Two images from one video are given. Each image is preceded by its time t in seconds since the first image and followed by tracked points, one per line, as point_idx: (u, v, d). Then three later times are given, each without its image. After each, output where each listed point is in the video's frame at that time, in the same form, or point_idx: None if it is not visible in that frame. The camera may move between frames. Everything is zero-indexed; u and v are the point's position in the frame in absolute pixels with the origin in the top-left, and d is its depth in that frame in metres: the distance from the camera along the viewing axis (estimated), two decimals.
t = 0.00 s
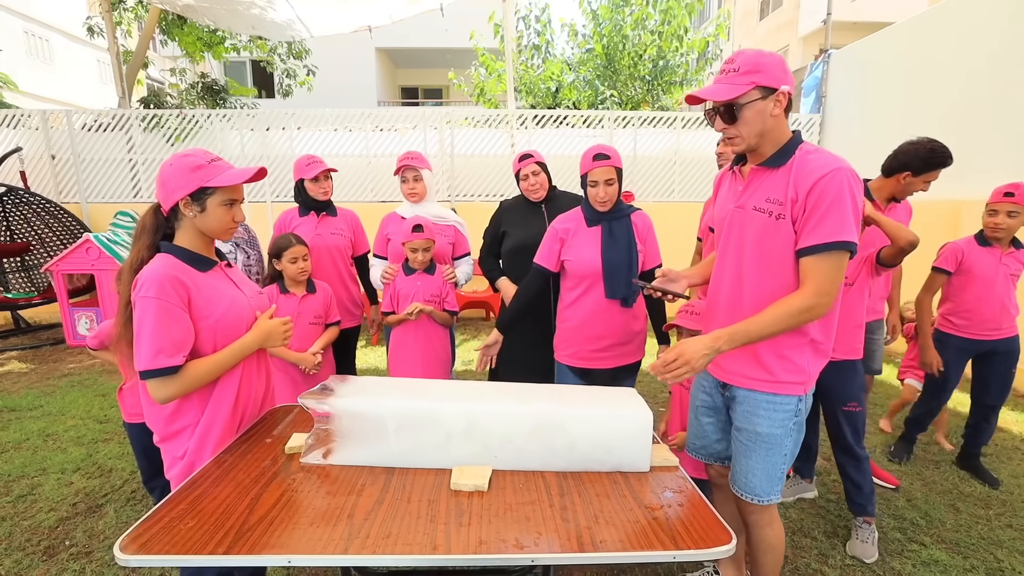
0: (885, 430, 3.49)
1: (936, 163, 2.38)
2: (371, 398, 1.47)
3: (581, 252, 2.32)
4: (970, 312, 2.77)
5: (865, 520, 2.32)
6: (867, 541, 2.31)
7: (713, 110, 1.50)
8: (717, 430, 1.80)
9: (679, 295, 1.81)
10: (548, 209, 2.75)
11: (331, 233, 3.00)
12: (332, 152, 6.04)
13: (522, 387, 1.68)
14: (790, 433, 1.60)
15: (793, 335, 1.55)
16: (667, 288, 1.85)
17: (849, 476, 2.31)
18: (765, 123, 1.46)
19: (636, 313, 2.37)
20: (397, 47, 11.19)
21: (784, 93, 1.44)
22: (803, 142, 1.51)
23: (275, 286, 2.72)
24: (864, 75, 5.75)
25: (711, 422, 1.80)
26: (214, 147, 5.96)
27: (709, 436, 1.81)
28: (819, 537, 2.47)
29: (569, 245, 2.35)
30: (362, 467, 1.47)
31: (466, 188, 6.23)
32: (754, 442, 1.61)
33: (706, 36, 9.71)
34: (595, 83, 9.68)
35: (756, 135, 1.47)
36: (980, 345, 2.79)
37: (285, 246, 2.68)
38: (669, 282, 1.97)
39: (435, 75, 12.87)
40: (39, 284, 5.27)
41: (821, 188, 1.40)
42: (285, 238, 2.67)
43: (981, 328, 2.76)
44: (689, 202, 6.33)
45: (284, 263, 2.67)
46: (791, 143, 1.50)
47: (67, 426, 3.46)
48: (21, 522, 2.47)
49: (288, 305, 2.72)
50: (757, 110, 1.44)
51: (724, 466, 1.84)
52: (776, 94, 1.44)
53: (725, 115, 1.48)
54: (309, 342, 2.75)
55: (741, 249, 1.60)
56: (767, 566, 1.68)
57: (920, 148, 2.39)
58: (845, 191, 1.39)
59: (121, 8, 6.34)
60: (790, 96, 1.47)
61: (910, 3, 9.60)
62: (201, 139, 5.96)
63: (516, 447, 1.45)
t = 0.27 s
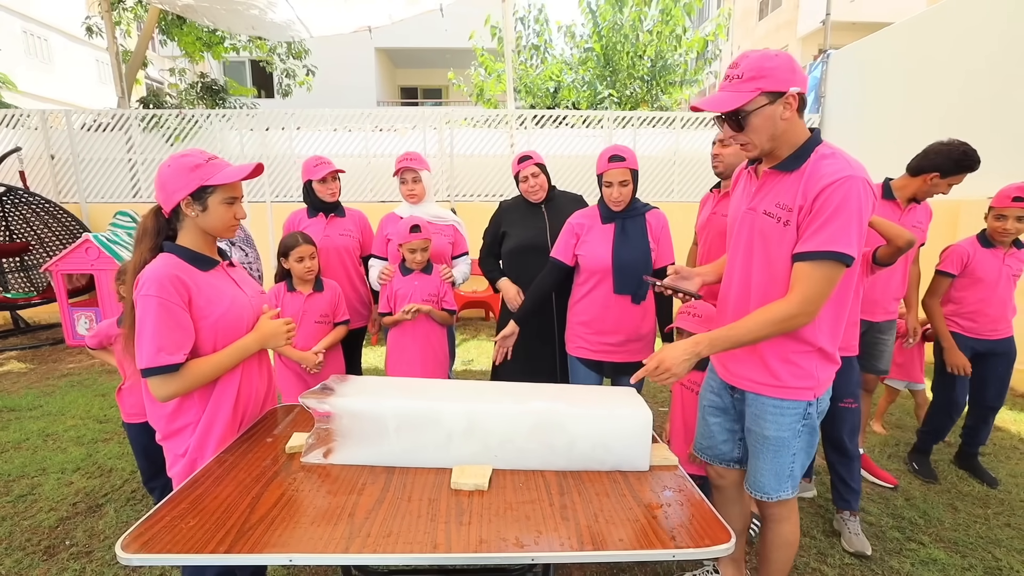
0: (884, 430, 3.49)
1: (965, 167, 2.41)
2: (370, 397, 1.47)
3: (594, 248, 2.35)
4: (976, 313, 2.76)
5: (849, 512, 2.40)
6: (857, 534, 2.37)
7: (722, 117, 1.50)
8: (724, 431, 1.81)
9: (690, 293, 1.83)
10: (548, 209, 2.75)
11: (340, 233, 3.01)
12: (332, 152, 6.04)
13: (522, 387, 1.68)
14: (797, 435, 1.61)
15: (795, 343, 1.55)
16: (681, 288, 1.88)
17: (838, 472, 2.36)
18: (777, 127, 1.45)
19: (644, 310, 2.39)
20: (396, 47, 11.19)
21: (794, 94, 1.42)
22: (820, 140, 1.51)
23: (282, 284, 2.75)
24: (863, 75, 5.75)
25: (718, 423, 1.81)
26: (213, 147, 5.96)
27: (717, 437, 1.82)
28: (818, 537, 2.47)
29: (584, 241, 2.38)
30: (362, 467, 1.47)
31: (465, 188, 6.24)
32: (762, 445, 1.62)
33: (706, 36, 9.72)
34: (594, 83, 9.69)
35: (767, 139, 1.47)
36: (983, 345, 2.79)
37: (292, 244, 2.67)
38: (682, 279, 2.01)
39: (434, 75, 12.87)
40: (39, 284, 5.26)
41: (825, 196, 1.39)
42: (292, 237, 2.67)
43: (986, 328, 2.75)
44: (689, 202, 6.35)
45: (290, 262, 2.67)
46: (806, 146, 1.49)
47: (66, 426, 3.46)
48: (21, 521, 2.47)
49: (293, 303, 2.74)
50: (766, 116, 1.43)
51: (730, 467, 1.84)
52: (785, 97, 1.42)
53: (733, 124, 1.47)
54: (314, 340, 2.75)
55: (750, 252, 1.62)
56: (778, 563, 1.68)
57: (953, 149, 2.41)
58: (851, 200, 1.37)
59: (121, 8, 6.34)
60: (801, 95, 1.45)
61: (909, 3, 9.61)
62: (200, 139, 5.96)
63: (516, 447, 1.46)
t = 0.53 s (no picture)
0: (885, 430, 3.49)
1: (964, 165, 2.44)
2: (369, 397, 1.47)
3: (592, 249, 2.35)
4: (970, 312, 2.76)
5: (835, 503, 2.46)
6: (840, 522, 2.45)
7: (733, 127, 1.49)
8: (728, 435, 1.80)
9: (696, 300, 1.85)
10: (548, 210, 2.74)
11: (340, 233, 3.00)
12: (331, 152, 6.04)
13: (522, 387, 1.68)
14: (808, 441, 1.60)
15: (806, 347, 1.54)
16: (684, 296, 1.90)
17: (833, 471, 2.41)
18: (789, 130, 1.44)
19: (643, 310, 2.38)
20: (396, 47, 11.18)
21: (804, 96, 1.41)
22: (838, 138, 1.50)
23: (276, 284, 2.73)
24: (863, 75, 5.75)
25: (722, 426, 1.81)
26: (212, 147, 5.95)
27: (721, 440, 1.81)
28: (818, 536, 2.47)
29: (581, 243, 2.38)
30: (361, 467, 1.46)
31: (465, 188, 6.23)
32: (772, 450, 1.62)
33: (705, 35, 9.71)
34: (593, 83, 9.69)
35: (781, 143, 1.45)
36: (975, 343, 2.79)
37: (286, 245, 2.66)
38: (693, 286, 2.02)
39: (434, 74, 12.86)
40: (39, 284, 5.26)
41: (843, 196, 1.38)
42: (286, 237, 2.66)
43: (979, 327, 2.76)
44: (688, 202, 6.35)
45: (285, 262, 2.66)
46: (823, 146, 1.47)
47: (65, 426, 3.45)
48: (20, 522, 2.46)
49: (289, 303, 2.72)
50: (777, 121, 1.42)
51: (731, 472, 1.83)
52: (795, 99, 1.41)
53: (744, 132, 1.46)
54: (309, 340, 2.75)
55: (763, 253, 1.62)
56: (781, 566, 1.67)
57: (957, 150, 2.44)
58: (869, 201, 1.36)
59: (120, 8, 6.33)
60: (811, 96, 1.45)
61: (908, 3, 9.61)
62: (199, 139, 5.95)
63: (516, 447, 1.45)
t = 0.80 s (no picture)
0: (885, 430, 3.48)
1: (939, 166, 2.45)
2: (368, 397, 1.47)
3: (599, 248, 2.35)
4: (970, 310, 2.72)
5: (835, 504, 2.46)
6: (840, 522, 2.45)
7: (740, 121, 1.49)
8: (728, 438, 1.80)
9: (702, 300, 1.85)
10: (546, 210, 2.73)
11: (332, 234, 3.00)
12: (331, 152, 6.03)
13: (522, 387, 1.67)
14: (811, 445, 1.60)
15: (809, 350, 1.53)
16: (690, 296, 1.89)
17: (831, 469, 2.43)
18: (796, 129, 1.44)
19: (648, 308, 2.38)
20: (395, 47, 11.18)
21: (813, 95, 1.40)
22: (848, 140, 1.49)
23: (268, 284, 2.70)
24: (862, 75, 5.74)
25: (724, 428, 1.80)
26: (211, 146, 5.94)
27: (722, 443, 1.80)
28: (818, 536, 2.47)
29: (587, 242, 2.37)
30: (359, 467, 1.46)
31: (465, 187, 6.22)
32: (774, 453, 1.62)
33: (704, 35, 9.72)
34: (592, 83, 9.69)
35: (787, 141, 1.45)
36: (977, 343, 2.75)
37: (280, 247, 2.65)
38: (698, 287, 2.02)
39: (434, 74, 12.86)
40: (37, 284, 5.25)
41: (848, 198, 1.38)
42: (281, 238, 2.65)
43: (981, 327, 2.71)
44: (688, 202, 6.34)
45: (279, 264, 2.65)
46: (830, 148, 1.47)
47: (64, 426, 3.44)
48: (18, 522, 2.46)
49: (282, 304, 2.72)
50: (785, 118, 1.42)
51: (730, 474, 1.82)
52: (804, 98, 1.40)
53: (751, 127, 1.46)
54: (303, 344, 2.74)
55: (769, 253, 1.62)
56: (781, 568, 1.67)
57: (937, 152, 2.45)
58: (874, 203, 1.35)
59: (119, 8, 6.32)
60: (820, 96, 1.43)
61: (907, 3, 9.62)
62: (199, 138, 5.94)
63: (515, 447, 1.45)
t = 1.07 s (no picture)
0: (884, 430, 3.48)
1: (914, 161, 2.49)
2: (367, 397, 1.46)
3: (606, 247, 2.35)
4: (968, 308, 2.71)
5: (835, 504, 2.46)
6: (839, 522, 2.45)
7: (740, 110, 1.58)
8: (728, 437, 1.80)
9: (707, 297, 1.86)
10: (545, 210, 2.73)
11: (325, 234, 3.00)
12: (330, 152, 6.03)
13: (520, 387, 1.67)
14: (810, 445, 1.59)
15: (808, 351, 1.53)
16: (693, 297, 1.90)
17: (831, 467, 2.44)
18: (772, 131, 1.48)
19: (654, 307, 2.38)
20: (395, 47, 11.18)
21: (781, 102, 1.42)
22: (852, 140, 1.48)
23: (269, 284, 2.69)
24: (861, 74, 5.74)
25: (723, 428, 1.80)
26: (211, 147, 5.93)
27: (722, 442, 1.80)
28: (818, 536, 2.47)
29: (596, 240, 2.37)
30: (358, 467, 1.46)
31: (464, 187, 6.22)
32: (773, 454, 1.61)
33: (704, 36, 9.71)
34: (591, 83, 9.70)
35: (766, 139, 1.51)
36: (978, 342, 2.73)
37: (280, 246, 2.64)
38: (702, 286, 2.03)
39: (433, 75, 12.87)
40: (36, 284, 5.24)
41: (850, 199, 1.37)
42: (280, 238, 2.63)
43: (978, 325, 2.70)
44: (687, 202, 6.34)
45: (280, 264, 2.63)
46: (833, 147, 1.46)
47: (63, 426, 3.44)
48: (17, 522, 2.46)
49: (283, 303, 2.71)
50: (759, 118, 1.49)
51: (728, 474, 1.82)
52: (774, 104, 1.44)
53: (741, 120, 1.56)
54: (304, 341, 2.73)
55: (771, 253, 1.62)
56: (780, 567, 1.67)
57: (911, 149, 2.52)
58: (873, 205, 1.35)
59: (118, 8, 6.32)
60: (797, 103, 1.42)
61: (907, 3, 9.62)
62: (198, 139, 5.94)
63: (514, 447, 1.45)
